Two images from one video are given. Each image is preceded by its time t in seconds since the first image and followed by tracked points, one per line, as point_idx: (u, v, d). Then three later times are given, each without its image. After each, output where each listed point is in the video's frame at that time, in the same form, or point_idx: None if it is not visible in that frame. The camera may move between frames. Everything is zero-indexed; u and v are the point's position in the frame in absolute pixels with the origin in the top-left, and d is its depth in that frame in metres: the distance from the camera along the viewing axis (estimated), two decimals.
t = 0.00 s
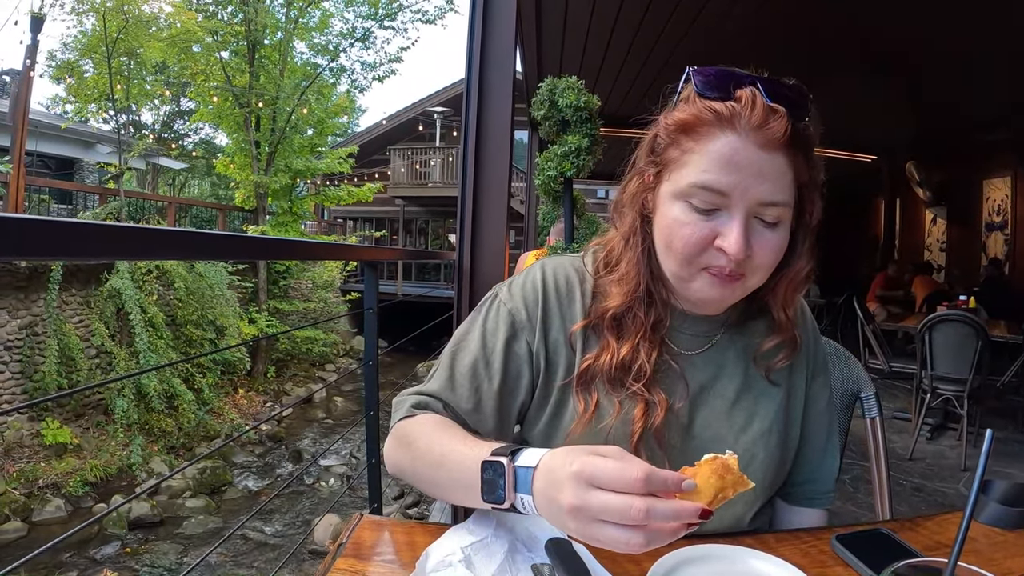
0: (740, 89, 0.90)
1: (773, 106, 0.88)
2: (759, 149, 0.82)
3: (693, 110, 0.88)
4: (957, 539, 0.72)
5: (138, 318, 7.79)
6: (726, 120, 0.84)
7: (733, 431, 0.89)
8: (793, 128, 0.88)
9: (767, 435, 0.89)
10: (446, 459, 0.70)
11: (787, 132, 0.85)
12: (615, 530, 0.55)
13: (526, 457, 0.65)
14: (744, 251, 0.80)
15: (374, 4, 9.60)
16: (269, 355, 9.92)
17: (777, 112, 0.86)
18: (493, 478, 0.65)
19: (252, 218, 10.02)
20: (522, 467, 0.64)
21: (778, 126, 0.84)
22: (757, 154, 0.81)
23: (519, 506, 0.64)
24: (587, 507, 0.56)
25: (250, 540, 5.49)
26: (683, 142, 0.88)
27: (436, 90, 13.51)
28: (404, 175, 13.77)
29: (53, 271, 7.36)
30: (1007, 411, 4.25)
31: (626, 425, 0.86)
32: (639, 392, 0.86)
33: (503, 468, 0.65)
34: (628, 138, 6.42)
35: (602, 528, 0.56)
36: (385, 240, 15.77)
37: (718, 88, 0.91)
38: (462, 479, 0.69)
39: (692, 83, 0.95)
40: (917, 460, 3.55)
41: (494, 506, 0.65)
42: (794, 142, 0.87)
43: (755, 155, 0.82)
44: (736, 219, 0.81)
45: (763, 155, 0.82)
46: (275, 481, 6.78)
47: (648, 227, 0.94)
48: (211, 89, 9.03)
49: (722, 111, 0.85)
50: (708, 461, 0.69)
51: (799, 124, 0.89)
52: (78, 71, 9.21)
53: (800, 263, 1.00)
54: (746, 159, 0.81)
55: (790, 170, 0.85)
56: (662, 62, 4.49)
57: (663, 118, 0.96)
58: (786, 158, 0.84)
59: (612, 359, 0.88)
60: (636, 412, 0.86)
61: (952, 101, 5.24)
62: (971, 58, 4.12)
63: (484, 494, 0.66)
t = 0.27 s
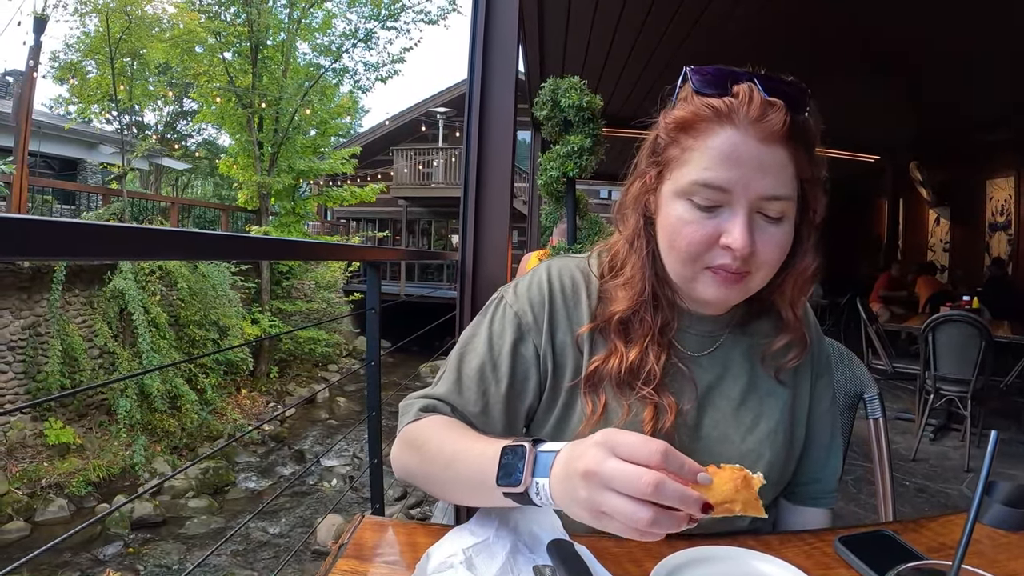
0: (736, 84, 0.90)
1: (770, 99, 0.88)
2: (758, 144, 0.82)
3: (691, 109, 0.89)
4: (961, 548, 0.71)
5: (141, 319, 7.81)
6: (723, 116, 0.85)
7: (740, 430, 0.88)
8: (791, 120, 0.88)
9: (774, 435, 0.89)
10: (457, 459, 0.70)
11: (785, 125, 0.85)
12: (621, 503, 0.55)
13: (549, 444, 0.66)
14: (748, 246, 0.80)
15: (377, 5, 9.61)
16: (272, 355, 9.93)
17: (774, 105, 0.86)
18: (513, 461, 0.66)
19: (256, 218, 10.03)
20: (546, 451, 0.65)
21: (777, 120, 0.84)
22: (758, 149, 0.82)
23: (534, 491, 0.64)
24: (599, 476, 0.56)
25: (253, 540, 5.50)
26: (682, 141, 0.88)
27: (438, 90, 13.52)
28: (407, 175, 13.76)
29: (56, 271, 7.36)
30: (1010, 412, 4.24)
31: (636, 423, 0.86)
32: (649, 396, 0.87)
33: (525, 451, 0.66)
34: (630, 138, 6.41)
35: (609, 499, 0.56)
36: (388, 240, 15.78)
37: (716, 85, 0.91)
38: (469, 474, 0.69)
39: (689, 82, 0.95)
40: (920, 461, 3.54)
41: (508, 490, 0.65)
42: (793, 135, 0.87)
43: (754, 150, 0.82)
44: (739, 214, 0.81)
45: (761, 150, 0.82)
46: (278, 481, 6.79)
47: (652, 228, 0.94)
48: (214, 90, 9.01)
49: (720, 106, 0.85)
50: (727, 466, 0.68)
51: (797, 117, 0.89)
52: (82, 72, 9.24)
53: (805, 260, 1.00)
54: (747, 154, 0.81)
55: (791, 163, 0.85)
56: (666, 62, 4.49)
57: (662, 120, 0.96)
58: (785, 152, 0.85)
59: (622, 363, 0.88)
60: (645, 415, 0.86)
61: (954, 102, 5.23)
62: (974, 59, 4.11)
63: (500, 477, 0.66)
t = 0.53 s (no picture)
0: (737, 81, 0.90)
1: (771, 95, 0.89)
2: (760, 139, 0.82)
3: (692, 109, 0.89)
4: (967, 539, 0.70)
5: (145, 319, 7.83)
6: (724, 113, 0.85)
7: (747, 429, 0.88)
8: (792, 116, 0.88)
9: (781, 433, 0.89)
10: (470, 451, 0.71)
11: (786, 120, 0.85)
12: (630, 487, 0.55)
13: (565, 436, 0.66)
14: (753, 240, 0.79)
15: (381, 5, 9.63)
16: (276, 355, 9.95)
17: (774, 100, 0.86)
18: (528, 451, 0.66)
19: (260, 218, 10.05)
20: (560, 441, 0.65)
21: (777, 115, 0.85)
22: (760, 144, 0.82)
23: (547, 480, 0.64)
24: (611, 458, 0.57)
25: (256, 539, 5.51)
26: (685, 139, 0.88)
27: (442, 91, 13.52)
28: (411, 176, 13.70)
29: (60, 271, 7.38)
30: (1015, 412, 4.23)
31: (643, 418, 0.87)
32: (657, 395, 0.87)
33: (541, 439, 0.67)
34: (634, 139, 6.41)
35: (619, 483, 0.56)
36: (392, 240, 15.79)
37: (717, 84, 0.91)
38: (479, 468, 0.70)
39: (691, 83, 0.96)
40: (925, 461, 3.53)
41: (521, 478, 0.65)
42: (794, 129, 0.87)
43: (755, 146, 0.82)
44: (743, 210, 0.81)
45: (763, 145, 0.82)
46: (282, 481, 6.80)
47: (659, 227, 0.95)
48: (218, 91, 9.00)
49: (721, 104, 0.86)
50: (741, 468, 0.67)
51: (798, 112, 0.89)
52: (85, 72, 9.26)
53: (812, 255, 0.99)
54: (749, 149, 0.82)
55: (794, 158, 0.85)
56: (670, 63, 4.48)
57: (665, 120, 0.96)
58: (787, 147, 0.85)
59: (630, 362, 0.88)
60: (653, 412, 0.86)
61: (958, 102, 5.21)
62: (979, 59, 4.10)
63: (515, 465, 0.66)
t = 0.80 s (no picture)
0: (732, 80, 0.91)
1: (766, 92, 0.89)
2: (757, 135, 0.83)
3: (689, 108, 0.90)
4: (971, 540, 0.67)
5: (149, 319, 7.85)
6: (720, 111, 0.86)
7: (750, 427, 0.88)
8: (788, 111, 0.88)
9: (785, 432, 0.89)
10: (475, 452, 0.71)
11: (783, 116, 0.85)
12: (632, 481, 0.55)
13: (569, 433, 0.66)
14: (753, 235, 0.79)
15: (384, 6, 9.65)
16: (279, 355, 9.96)
17: (770, 97, 0.87)
18: (533, 449, 0.67)
19: (263, 219, 10.07)
20: (565, 439, 0.65)
21: (774, 111, 0.85)
22: (757, 140, 0.82)
23: (552, 477, 0.64)
24: (613, 452, 0.57)
25: (260, 539, 5.52)
26: (683, 139, 0.89)
27: (445, 91, 13.52)
28: (415, 176, 13.70)
29: (64, 271, 7.39)
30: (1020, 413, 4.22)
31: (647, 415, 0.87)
32: (659, 394, 0.87)
33: (546, 437, 0.67)
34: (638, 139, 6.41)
35: (621, 477, 0.56)
36: (395, 240, 15.81)
37: (714, 83, 0.92)
38: (486, 467, 0.70)
39: (687, 82, 0.96)
40: (928, 461, 3.53)
41: (527, 476, 0.65)
42: (791, 125, 0.87)
43: (753, 142, 0.82)
44: (743, 206, 0.81)
45: (760, 141, 0.82)
46: (285, 480, 6.81)
47: (660, 227, 0.95)
48: (222, 91, 9.09)
49: (717, 103, 0.86)
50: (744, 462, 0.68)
51: (794, 107, 0.90)
52: (89, 72, 9.33)
53: (814, 250, 0.99)
54: (746, 146, 0.82)
55: (792, 153, 0.85)
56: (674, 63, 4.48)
57: (663, 121, 0.97)
58: (785, 142, 0.85)
59: (633, 361, 0.88)
60: (656, 411, 0.86)
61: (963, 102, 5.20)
62: (983, 59, 4.09)
63: (520, 464, 0.66)
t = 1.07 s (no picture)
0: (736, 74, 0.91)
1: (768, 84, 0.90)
2: (762, 126, 0.84)
3: (693, 103, 0.90)
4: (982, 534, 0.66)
5: (153, 318, 7.87)
6: (725, 104, 0.86)
7: (757, 424, 0.89)
8: (792, 102, 0.89)
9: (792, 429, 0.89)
10: (486, 460, 0.71)
11: (786, 106, 0.86)
12: (654, 508, 0.55)
13: (575, 449, 0.66)
14: (762, 224, 0.80)
15: (387, 6, 9.61)
16: (283, 355, 9.97)
17: (773, 90, 0.87)
18: (541, 468, 0.67)
19: (267, 219, 10.08)
20: (572, 458, 0.65)
21: (777, 102, 0.86)
22: (761, 131, 0.83)
23: (565, 498, 0.65)
24: (628, 482, 0.56)
25: (263, 539, 5.52)
26: (688, 133, 0.89)
27: (448, 91, 13.52)
28: (418, 176, 13.71)
29: (68, 271, 7.41)
30: None
31: (656, 418, 0.87)
32: (668, 391, 0.87)
33: (552, 458, 0.67)
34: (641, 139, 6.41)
35: (642, 504, 0.56)
36: (399, 240, 15.82)
37: (717, 79, 0.93)
38: (497, 473, 0.70)
39: (690, 80, 0.97)
40: (933, 461, 3.52)
41: (539, 497, 0.67)
42: (795, 116, 0.88)
43: (758, 133, 0.83)
44: (750, 196, 0.81)
45: (765, 132, 0.83)
46: (288, 480, 6.81)
47: (667, 223, 0.95)
48: (225, 92, 9.07)
49: (721, 97, 0.87)
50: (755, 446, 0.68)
51: (798, 98, 0.90)
52: (93, 73, 9.17)
53: (819, 243, 0.99)
54: (751, 137, 0.83)
55: (797, 143, 0.86)
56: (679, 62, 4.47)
57: (667, 118, 0.98)
58: (790, 132, 0.86)
59: (641, 359, 0.88)
60: (665, 410, 0.86)
61: (968, 102, 5.18)
62: (988, 58, 4.08)
63: (530, 485, 0.67)
